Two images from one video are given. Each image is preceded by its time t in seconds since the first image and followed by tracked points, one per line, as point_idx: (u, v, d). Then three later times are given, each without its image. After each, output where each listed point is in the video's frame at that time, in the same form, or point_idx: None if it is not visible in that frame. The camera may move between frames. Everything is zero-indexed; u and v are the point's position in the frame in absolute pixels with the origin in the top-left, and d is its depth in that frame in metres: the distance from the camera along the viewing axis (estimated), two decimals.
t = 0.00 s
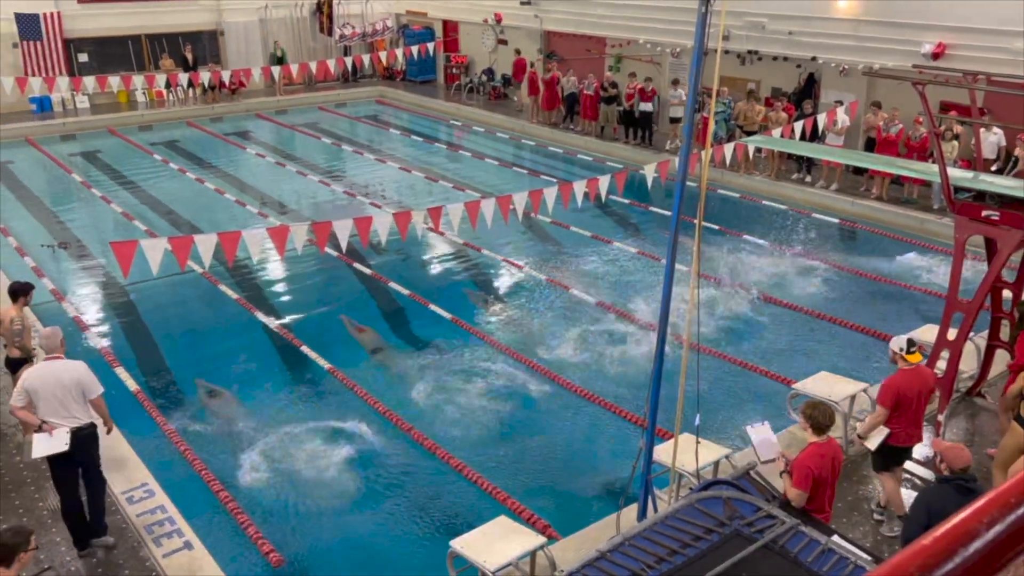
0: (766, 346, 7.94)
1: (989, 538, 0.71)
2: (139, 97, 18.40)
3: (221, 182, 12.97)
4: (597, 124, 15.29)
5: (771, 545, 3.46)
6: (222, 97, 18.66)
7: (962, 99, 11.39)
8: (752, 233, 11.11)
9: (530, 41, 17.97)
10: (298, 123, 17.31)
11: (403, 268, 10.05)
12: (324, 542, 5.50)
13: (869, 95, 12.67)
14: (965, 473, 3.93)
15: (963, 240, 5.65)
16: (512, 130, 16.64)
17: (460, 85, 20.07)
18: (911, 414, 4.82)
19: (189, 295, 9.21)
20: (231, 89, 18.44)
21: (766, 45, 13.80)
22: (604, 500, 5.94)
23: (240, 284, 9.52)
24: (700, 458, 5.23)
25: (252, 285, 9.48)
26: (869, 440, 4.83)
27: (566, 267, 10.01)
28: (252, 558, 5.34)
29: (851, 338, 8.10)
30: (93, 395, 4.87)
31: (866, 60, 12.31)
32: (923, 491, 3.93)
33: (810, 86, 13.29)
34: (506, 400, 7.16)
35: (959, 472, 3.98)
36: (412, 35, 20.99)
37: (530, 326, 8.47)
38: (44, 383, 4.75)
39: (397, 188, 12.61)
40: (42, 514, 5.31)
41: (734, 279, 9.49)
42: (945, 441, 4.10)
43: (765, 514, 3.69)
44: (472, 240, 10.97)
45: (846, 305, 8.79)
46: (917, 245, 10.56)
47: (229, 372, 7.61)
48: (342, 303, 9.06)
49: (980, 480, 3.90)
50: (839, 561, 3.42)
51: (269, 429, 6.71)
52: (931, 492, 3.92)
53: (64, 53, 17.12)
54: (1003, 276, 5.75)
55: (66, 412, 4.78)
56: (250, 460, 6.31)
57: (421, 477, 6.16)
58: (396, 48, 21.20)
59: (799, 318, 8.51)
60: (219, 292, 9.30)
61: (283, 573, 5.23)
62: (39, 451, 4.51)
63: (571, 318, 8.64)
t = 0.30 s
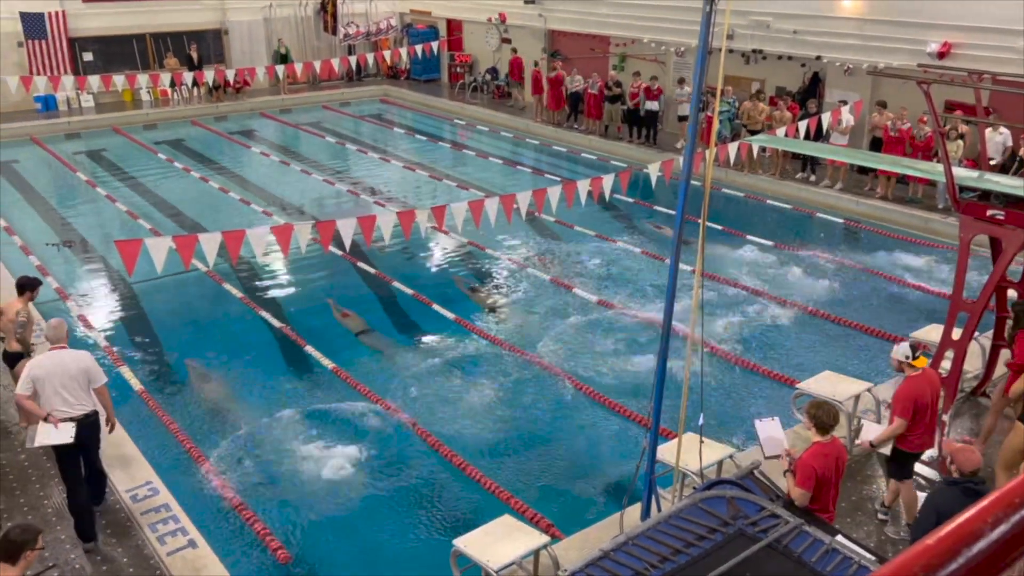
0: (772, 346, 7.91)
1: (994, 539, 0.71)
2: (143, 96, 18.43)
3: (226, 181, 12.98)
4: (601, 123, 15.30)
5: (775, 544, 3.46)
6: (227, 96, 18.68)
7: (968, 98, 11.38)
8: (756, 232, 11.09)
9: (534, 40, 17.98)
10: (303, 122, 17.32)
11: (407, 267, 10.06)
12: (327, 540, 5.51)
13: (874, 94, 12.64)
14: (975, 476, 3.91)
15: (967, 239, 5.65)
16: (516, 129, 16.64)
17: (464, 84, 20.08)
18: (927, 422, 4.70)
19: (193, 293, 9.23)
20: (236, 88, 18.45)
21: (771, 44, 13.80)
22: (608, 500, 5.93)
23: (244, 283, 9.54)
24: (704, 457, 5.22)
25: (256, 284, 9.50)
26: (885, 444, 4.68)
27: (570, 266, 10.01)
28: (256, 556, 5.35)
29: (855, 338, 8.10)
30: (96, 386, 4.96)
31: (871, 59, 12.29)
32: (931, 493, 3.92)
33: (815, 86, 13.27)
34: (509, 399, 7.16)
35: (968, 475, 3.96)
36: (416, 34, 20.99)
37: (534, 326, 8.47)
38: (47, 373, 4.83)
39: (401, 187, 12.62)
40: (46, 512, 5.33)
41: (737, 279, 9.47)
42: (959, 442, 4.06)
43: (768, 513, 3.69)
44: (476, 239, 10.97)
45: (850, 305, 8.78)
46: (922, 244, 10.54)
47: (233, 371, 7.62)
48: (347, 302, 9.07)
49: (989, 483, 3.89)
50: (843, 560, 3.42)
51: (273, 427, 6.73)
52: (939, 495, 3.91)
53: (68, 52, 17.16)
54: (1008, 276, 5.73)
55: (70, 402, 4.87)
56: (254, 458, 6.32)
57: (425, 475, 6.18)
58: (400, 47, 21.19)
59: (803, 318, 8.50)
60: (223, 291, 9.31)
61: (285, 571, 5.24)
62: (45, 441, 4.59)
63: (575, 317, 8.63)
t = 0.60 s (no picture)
0: (776, 347, 7.89)
1: (996, 538, 0.71)
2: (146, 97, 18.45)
3: (229, 182, 12.99)
4: (604, 123, 15.29)
5: (778, 545, 3.46)
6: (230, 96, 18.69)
7: (971, 98, 11.37)
8: (760, 232, 11.08)
9: (537, 41, 18.00)
10: (306, 122, 17.33)
11: (410, 267, 10.06)
12: (329, 539, 5.52)
13: (878, 94, 12.62)
14: (985, 478, 3.90)
15: (971, 239, 5.63)
16: (519, 130, 16.64)
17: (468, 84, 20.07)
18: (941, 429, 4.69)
19: (196, 293, 9.24)
20: (239, 88, 18.46)
21: (774, 44, 13.78)
22: (611, 500, 5.93)
23: (247, 282, 9.55)
24: (707, 458, 5.21)
25: (259, 284, 9.51)
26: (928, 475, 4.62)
27: (572, 266, 10.00)
28: (258, 556, 5.36)
29: (858, 338, 8.08)
30: (101, 370, 5.17)
31: (875, 59, 12.27)
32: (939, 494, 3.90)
33: (818, 86, 13.23)
34: (512, 399, 7.16)
35: (978, 477, 3.95)
36: (419, 34, 21.00)
37: (536, 326, 8.46)
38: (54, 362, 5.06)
39: (404, 187, 12.62)
40: (48, 511, 5.33)
41: (740, 279, 9.46)
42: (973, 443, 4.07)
43: (771, 513, 3.69)
44: (479, 239, 10.97)
45: (854, 305, 8.76)
46: (925, 244, 10.52)
47: (236, 371, 7.62)
48: (350, 302, 9.07)
49: (998, 485, 3.88)
50: (846, 561, 3.41)
51: (276, 427, 6.73)
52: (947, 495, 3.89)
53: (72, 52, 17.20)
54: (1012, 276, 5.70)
55: (75, 387, 5.12)
56: (257, 458, 6.32)
57: (428, 475, 6.17)
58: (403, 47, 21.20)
59: (806, 319, 8.48)
60: (226, 291, 9.32)
61: (287, 571, 5.25)
62: (47, 435, 4.86)
63: (578, 318, 8.62)
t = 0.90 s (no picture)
0: (778, 349, 7.88)
1: (1001, 540, 0.71)
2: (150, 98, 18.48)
3: (231, 183, 13.01)
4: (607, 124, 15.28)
5: (781, 547, 3.45)
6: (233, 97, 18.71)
7: (975, 99, 11.37)
8: (763, 233, 11.06)
9: (540, 42, 18.01)
10: (309, 123, 17.34)
11: (412, 268, 10.06)
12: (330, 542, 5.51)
13: (881, 96, 12.61)
14: (991, 480, 3.90)
15: (975, 240, 5.57)
16: (522, 130, 16.64)
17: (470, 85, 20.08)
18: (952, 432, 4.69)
19: (199, 294, 9.25)
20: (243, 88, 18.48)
21: (777, 45, 13.78)
22: (614, 502, 5.92)
23: (250, 283, 9.55)
24: (710, 459, 5.20)
25: (262, 285, 9.51)
26: (954, 483, 4.67)
27: (575, 268, 9.99)
28: (260, 558, 5.35)
29: (861, 339, 8.06)
30: (102, 360, 5.26)
31: (879, 60, 12.24)
32: (945, 494, 3.89)
33: (821, 88, 13.32)
34: (515, 400, 7.15)
35: (984, 478, 3.94)
36: (422, 35, 21.01)
37: (538, 327, 8.46)
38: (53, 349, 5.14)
39: (406, 188, 12.61)
40: (51, 512, 5.34)
41: (743, 281, 9.45)
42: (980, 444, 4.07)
43: (774, 515, 3.68)
44: (481, 240, 10.96)
45: (856, 306, 8.76)
46: (929, 245, 10.49)
47: (239, 372, 7.62)
48: (352, 303, 9.07)
49: (1005, 486, 3.87)
50: (849, 562, 3.41)
51: (279, 428, 6.73)
52: (953, 495, 3.88)
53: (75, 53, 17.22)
54: (1015, 278, 5.67)
55: (77, 377, 5.20)
56: (259, 459, 6.32)
57: (430, 477, 6.16)
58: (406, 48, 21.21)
59: (809, 320, 8.46)
60: (228, 292, 9.33)
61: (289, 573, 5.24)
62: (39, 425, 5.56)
63: (580, 319, 8.61)
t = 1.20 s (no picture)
0: (780, 350, 7.88)
1: (1002, 541, 0.71)
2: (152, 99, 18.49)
3: (233, 184, 13.02)
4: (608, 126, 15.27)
5: (783, 548, 3.44)
6: (235, 98, 18.71)
7: (977, 101, 11.35)
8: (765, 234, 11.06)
9: (542, 43, 18.00)
10: (311, 124, 17.34)
11: (414, 269, 10.06)
12: (332, 542, 5.50)
13: (883, 97, 12.60)
14: (994, 479, 3.89)
15: (976, 242, 5.55)
16: (524, 131, 16.64)
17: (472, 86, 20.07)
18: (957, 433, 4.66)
19: (201, 295, 9.25)
20: (245, 90, 18.49)
21: (779, 47, 13.77)
22: (616, 504, 5.91)
23: (251, 284, 9.56)
24: (711, 460, 5.20)
25: (264, 286, 9.51)
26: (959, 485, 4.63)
27: (577, 269, 9.99)
28: (262, 559, 5.34)
29: (864, 341, 8.05)
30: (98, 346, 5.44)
31: (880, 62, 12.25)
32: (948, 494, 3.89)
33: (823, 89, 13.30)
34: (517, 401, 7.15)
35: (987, 478, 3.94)
36: (424, 36, 21.01)
37: (540, 328, 8.46)
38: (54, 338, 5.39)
39: (408, 189, 12.62)
40: (52, 512, 5.34)
41: (745, 282, 9.44)
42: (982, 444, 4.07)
43: (775, 516, 3.68)
44: (483, 241, 10.97)
45: (858, 308, 8.74)
46: (931, 246, 10.48)
47: (240, 372, 7.62)
48: (354, 304, 9.08)
49: (1008, 487, 3.87)
50: (850, 564, 3.40)
51: (280, 429, 6.73)
52: (956, 495, 3.88)
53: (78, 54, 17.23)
54: (1017, 280, 5.65)
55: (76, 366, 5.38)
56: (260, 460, 6.32)
57: (432, 478, 6.16)
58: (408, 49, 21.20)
59: (811, 322, 8.46)
60: (230, 292, 9.33)
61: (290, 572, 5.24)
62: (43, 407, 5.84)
63: (582, 320, 8.62)
